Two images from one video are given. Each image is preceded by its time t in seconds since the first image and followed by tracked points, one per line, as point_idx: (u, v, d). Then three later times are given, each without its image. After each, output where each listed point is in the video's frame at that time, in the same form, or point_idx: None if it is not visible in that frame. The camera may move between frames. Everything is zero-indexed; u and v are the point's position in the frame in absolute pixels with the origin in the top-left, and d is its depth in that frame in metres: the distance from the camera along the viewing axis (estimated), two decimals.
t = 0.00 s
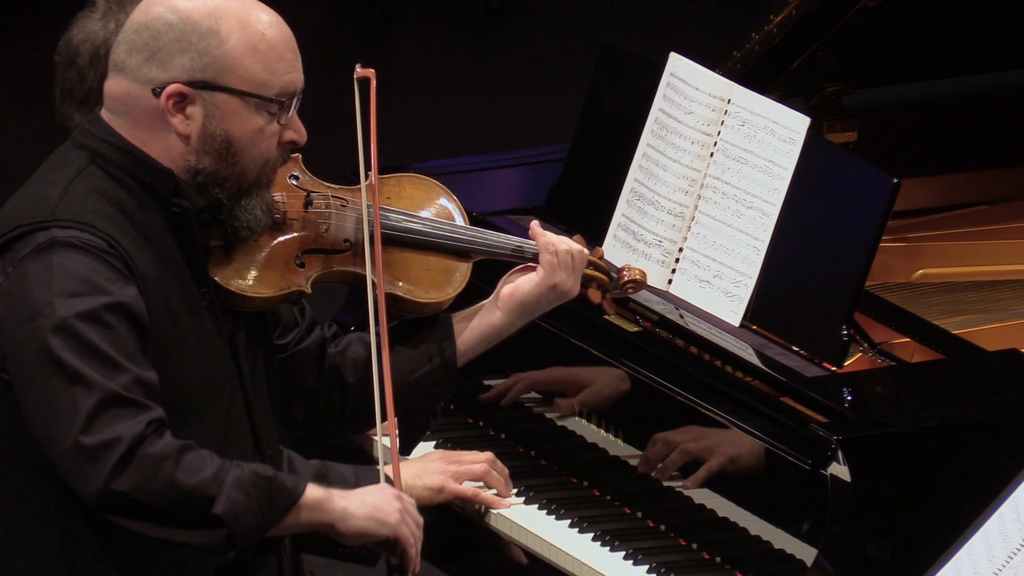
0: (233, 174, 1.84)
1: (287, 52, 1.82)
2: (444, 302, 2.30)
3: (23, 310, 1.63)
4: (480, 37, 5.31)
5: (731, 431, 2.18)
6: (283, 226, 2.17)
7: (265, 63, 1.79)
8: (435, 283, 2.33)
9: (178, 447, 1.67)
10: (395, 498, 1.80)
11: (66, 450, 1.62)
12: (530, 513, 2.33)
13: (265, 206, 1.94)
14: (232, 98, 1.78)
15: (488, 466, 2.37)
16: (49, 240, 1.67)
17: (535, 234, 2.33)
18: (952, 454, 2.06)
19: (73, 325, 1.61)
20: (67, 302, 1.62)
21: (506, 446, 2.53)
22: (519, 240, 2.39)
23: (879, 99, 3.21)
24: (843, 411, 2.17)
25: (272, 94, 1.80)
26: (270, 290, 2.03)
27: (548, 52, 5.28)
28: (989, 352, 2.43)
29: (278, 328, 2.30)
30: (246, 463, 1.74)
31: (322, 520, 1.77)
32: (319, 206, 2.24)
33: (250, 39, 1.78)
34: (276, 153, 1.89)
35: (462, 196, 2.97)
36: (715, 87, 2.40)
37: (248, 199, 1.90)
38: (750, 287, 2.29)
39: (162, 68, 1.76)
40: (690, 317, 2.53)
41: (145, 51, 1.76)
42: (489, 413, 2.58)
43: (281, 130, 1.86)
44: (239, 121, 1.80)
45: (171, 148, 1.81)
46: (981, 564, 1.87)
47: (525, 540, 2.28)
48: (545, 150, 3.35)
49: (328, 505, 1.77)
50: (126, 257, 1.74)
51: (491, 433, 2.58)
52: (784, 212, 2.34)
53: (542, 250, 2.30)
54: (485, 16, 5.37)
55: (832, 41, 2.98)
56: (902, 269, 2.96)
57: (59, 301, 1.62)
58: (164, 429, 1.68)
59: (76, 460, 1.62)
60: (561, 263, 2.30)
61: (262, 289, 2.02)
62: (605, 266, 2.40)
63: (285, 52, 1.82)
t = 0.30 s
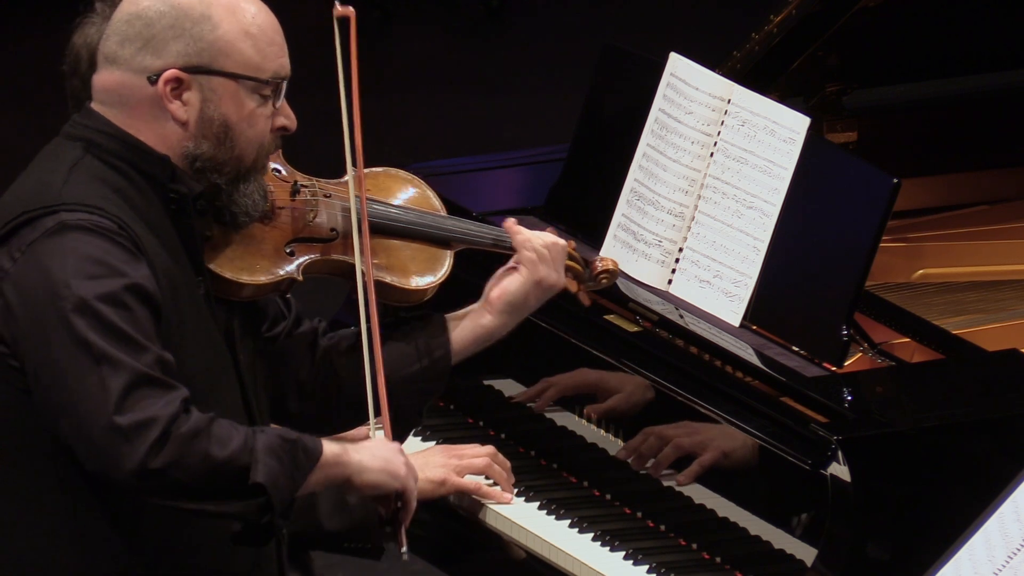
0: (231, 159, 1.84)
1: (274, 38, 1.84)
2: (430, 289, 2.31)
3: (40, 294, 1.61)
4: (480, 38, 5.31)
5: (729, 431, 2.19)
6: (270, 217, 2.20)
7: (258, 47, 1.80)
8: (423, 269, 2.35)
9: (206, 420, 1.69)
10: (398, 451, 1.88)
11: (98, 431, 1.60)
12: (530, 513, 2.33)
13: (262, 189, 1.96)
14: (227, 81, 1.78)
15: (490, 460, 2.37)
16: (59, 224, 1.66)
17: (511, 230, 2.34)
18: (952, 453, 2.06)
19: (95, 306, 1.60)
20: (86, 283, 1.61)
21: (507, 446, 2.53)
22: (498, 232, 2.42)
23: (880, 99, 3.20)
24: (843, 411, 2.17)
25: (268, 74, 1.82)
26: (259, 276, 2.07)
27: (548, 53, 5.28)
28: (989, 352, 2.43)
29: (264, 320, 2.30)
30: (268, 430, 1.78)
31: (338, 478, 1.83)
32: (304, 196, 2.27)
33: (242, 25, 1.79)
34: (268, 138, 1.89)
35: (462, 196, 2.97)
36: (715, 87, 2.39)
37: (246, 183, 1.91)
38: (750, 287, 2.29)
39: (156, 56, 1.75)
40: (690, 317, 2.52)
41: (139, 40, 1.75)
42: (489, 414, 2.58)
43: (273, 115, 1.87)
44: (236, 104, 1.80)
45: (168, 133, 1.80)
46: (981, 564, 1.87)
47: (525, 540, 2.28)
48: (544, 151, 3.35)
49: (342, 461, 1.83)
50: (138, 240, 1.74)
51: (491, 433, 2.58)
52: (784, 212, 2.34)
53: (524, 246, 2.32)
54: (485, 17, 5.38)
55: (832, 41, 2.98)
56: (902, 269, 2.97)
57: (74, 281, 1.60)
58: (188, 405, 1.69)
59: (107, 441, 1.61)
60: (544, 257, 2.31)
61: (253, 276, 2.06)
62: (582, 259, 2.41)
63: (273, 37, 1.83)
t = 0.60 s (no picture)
0: (230, 159, 1.85)
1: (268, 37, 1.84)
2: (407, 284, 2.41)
3: (74, 297, 1.63)
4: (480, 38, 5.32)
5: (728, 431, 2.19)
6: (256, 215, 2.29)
7: (256, 46, 1.80)
8: (402, 266, 2.45)
9: (255, 393, 1.75)
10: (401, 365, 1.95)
11: (163, 427, 1.64)
12: (530, 513, 2.33)
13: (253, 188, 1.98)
14: (227, 82, 1.78)
15: (491, 464, 2.36)
16: (81, 223, 1.67)
17: (488, 229, 2.47)
18: (953, 453, 2.06)
19: (136, 299, 1.64)
20: (117, 283, 1.64)
21: (506, 446, 2.53)
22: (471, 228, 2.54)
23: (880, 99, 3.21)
24: (843, 411, 2.17)
25: (267, 74, 1.83)
26: (252, 272, 2.16)
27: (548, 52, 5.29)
28: (989, 352, 2.43)
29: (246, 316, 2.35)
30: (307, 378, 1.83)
31: (371, 401, 1.88)
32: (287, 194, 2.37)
33: (241, 24, 1.79)
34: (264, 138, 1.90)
35: (463, 196, 2.97)
36: (715, 87, 2.39)
37: (242, 182, 1.91)
38: (750, 287, 2.30)
39: (157, 55, 1.75)
40: (690, 317, 2.52)
41: (139, 39, 1.75)
42: (489, 413, 2.58)
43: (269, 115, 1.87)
44: (235, 105, 1.80)
45: (169, 132, 1.80)
46: (981, 564, 1.87)
47: (525, 540, 2.28)
48: (544, 151, 3.36)
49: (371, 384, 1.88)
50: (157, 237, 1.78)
51: (491, 433, 2.57)
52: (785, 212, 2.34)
53: (502, 247, 2.45)
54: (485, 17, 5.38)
55: (831, 41, 2.98)
56: (902, 269, 2.96)
57: (116, 280, 1.64)
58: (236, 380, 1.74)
59: (174, 435, 1.65)
60: (519, 255, 2.45)
61: (244, 273, 2.15)
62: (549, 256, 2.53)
63: (268, 38, 1.84)
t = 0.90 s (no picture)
0: (232, 161, 1.84)
1: (266, 39, 1.85)
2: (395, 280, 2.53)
3: (105, 305, 1.63)
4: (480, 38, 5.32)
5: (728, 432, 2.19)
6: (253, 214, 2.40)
7: (259, 50, 1.82)
8: (389, 262, 2.56)
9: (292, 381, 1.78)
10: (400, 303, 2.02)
11: (214, 429, 1.68)
12: (530, 513, 2.33)
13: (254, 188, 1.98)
14: (231, 85, 1.78)
15: (490, 464, 2.39)
16: (103, 230, 1.66)
17: (468, 223, 2.43)
18: (953, 453, 2.06)
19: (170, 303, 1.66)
20: (148, 287, 1.65)
21: (507, 446, 2.54)
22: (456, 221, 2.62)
23: (883, 99, 3.19)
24: (843, 411, 2.17)
25: (268, 77, 1.84)
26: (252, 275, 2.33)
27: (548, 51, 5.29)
28: (989, 352, 2.43)
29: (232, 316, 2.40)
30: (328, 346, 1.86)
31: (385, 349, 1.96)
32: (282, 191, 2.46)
33: (242, 26, 1.80)
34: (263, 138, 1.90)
35: (463, 195, 2.97)
36: (715, 87, 2.39)
37: (245, 183, 1.92)
38: (750, 287, 2.30)
39: (161, 58, 1.74)
40: (690, 317, 2.52)
41: (143, 42, 1.74)
42: (489, 413, 2.58)
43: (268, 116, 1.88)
44: (238, 107, 1.80)
45: (172, 135, 1.80)
46: (981, 564, 1.87)
47: (525, 540, 2.28)
48: (543, 150, 3.36)
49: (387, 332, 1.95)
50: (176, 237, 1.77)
51: (491, 433, 2.58)
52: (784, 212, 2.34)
53: (483, 240, 2.42)
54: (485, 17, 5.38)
55: (832, 42, 2.98)
56: (902, 270, 2.97)
57: (150, 286, 1.65)
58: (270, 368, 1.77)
59: (227, 435, 1.69)
60: (501, 247, 2.43)
61: (241, 276, 2.30)
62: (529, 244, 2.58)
63: (268, 39, 1.85)
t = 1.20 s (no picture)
0: (235, 162, 1.85)
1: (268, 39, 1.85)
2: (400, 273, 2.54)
3: (102, 318, 1.63)
4: (479, 38, 5.32)
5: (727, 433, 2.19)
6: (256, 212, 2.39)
7: (259, 49, 1.81)
8: (392, 256, 2.57)
9: (289, 402, 1.78)
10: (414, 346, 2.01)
11: (204, 441, 1.67)
12: (530, 513, 2.33)
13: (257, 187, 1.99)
14: (233, 86, 1.79)
15: (483, 468, 2.39)
16: (103, 241, 1.65)
17: (479, 216, 2.53)
18: (952, 453, 2.05)
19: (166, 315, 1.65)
20: (145, 298, 1.64)
21: (507, 445, 2.54)
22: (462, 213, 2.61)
23: (882, 99, 3.21)
24: (843, 411, 2.17)
25: (269, 77, 1.84)
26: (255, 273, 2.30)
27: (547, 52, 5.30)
28: (989, 352, 2.43)
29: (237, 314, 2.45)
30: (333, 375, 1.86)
31: (393, 389, 1.94)
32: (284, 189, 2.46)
33: (242, 26, 1.80)
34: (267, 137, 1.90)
35: (462, 195, 2.97)
36: (715, 87, 2.39)
37: (248, 183, 1.93)
38: (750, 287, 2.30)
39: (162, 61, 1.75)
40: (690, 317, 2.52)
41: (144, 45, 1.74)
42: (489, 413, 2.59)
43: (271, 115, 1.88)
44: (239, 108, 1.81)
45: (175, 137, 1.80)
46: (981, 564, 1.87)
47: (525, 540, 2.28)
48: (543, 150, 3.36)
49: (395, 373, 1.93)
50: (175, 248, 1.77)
51: (491, 433, 2.58)
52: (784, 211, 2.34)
53: (490, 233, 2.50)
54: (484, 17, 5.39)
55: (832, 42, 2.98)
56: (902, 269, 2.97)
57: (145, 297, 1.64)
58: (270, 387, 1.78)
59: (216, 448, 1.68)
60: (508, 240, 2.51)
61: (245, 275, 2.28)
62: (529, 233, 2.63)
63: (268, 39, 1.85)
